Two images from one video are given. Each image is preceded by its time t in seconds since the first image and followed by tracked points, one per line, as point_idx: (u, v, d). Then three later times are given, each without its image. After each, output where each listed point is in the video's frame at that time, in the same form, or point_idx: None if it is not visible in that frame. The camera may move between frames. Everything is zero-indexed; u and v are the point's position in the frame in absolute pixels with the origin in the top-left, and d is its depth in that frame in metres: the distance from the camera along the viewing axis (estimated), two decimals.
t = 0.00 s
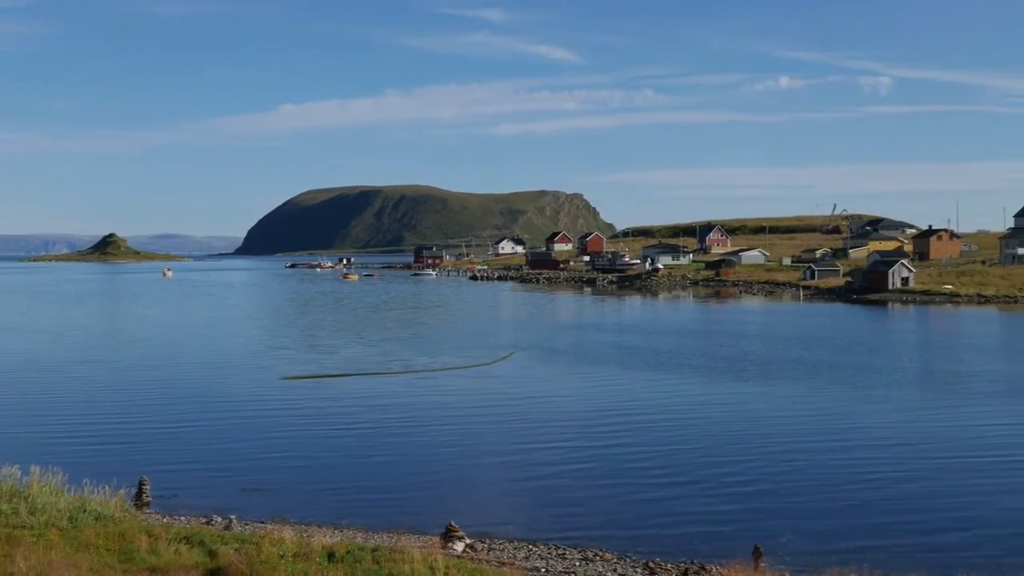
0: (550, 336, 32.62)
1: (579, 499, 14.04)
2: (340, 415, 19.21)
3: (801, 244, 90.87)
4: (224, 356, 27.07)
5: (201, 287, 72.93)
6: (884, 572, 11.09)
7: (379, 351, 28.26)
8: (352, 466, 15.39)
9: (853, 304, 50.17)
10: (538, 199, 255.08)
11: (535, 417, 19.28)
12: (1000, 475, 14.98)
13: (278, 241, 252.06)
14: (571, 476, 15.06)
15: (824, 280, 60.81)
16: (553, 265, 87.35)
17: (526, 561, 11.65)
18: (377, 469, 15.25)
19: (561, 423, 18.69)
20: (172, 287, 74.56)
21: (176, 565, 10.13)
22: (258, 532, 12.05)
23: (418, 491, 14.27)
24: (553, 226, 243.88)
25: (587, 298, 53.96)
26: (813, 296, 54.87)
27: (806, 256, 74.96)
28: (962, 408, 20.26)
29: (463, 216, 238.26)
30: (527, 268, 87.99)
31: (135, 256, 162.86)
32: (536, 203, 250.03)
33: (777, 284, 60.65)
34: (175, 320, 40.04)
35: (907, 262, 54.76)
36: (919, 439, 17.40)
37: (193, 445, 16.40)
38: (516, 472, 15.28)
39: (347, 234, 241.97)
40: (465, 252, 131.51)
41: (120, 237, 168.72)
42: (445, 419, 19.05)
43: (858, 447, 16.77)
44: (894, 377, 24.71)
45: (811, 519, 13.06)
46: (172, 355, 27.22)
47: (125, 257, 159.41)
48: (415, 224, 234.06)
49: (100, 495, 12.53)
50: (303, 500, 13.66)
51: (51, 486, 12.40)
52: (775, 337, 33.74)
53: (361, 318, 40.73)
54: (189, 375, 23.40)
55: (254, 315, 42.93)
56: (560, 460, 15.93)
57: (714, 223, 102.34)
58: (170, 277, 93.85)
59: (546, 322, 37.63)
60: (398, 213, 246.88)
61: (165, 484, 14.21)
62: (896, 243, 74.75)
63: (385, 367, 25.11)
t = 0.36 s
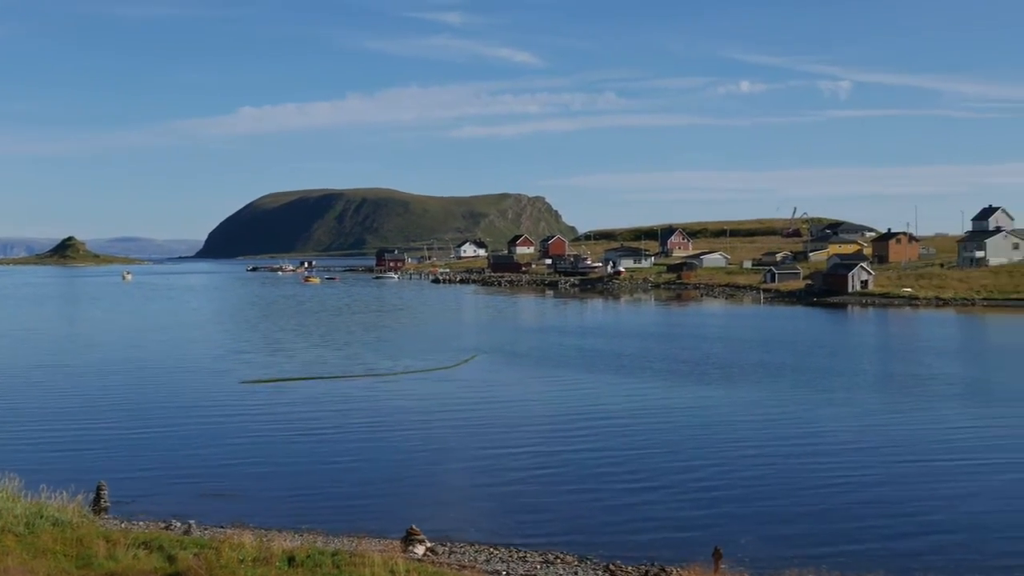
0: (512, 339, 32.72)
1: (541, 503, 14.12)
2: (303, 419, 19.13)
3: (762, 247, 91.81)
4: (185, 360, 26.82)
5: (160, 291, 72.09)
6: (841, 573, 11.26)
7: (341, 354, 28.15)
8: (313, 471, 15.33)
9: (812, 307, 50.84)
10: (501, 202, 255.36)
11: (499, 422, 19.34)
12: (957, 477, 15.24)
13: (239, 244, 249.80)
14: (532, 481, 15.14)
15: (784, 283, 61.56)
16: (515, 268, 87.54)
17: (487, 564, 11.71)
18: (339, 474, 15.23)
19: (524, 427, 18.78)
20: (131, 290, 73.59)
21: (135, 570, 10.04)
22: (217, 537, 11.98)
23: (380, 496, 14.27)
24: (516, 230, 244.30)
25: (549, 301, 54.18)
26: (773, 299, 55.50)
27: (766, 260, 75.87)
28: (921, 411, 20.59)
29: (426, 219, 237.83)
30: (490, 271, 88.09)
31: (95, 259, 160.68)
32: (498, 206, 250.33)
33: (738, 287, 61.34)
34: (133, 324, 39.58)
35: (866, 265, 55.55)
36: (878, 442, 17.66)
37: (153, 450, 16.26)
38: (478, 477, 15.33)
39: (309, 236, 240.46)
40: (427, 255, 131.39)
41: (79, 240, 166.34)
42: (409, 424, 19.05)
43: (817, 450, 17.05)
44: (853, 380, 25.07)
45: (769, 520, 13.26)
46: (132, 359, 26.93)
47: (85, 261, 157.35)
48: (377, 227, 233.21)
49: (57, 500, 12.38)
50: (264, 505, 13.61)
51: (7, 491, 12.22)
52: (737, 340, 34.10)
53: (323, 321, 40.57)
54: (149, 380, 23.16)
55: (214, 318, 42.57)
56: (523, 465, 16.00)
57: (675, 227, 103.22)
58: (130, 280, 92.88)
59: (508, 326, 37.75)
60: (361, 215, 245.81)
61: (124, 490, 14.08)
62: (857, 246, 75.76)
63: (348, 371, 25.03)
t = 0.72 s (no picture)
0: (468, 341, 32.74)
1: (499, 506, 14.18)
2: (259, 423, 18.99)
3: (717, 249, 92.88)
4: (137, 363, 26.45)
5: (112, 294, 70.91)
6: (793, 572, 11.47)
7: (297, 358, 27.97)
8: (270, 476, 15.24)
9: (766, 309, 51.60)
10: (458, 204, 255.26)
11: (456, 425, 19.40)
12: (905, 476, 15.59)
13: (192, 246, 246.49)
14: (490, 485, 15.19)
15: (738, 284, 62.34)
16: (471, 270, 87.58)
17: (443, 567, 11.73)
18: (295, 479, 15.16)
19: (482, 430, 18.85)
20: (81, 293, 72.29)
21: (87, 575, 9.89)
22: (172, 541, 11.87)
23: (338, 500, 14.23)
24: (472, 232, 244.22)
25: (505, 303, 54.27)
26: (728, 301, 56.16)
27: (720, 261, 76.70)
28: (873, 412, 20.99)
29: (382, 221, 236.83)
30: (446, 273, 87.96)
31: (45, 261, 157.58)
32: (454, 208, 250.11)
33: (693, 289, 61.96)
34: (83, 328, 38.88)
35: (819, 267, 56.45)
36: (831, 442, 17.98)
37: (105, 455, 16.05)
38: (436, 481, 15.35)
39: (264, 238, 237.95)
40: (383, 257, 130.73)
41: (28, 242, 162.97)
42: (365, 427, 19.05)
43: (769, 451, 17.35)
44: (807, 381, 25.50)
45: (723, 520, 13.45)
46: (82, 363, 26.48)
47: (34, 262, 154.30)
48: (333, 229, 231.63)
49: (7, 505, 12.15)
50: (219, 510, 13.51)
51: None
52: (692, 342, 34.52)
53: (277, 324, 40.25)
54: (101, 383, 22.82)
55: (166, 321, 42.00)
56: (481, 469, 16.06)
57: (630, 229, 103.95)
58: (81, 281, 91.35)
59: (464, 328, 37.78)
60: (317, 217, 244.10)
61: (76, 494, 13.89)
62: (810, 248, 76.96)
63: (304, 374, 24.88)
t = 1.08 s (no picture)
0: (430, 342, 32.72)
1: (462, 507, 14.24)
2: (221, 426, 18.85)
3: (677, 249, 93.64)
4: (94, 365, 26.11)
5: (69, 295, 69.79)
6: (750, 570, 11.66)
7: (258, 359, 27.80)
8: (231, 479, 15.17)
9: (727, 308, 52.20)
10: (420, 205, 254.59)
11: (420, 426, 19.43)
12: (861, 475, 15.91)
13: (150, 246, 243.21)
14: (452, 486, 15.25)
15: (698, 284, 62.94)
16: (432, 270, 87.46)
17: (404, 567, 11.78)
18: (257, 482, 15.10)
19: (445, 432, 18.90)
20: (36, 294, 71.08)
21: None
22: (131, 544, 11.80)
23: (300, 504, 14.20)
24: (434, 233, 243.69)
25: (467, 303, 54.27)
26: (688, 301, 56.69)
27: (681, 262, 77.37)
28: (833, 412, 21.35)
29: (343, 221, 235.49)
30: (408, 274, 87.74)
31: None
32: (416, 208, 249.42)
33: (654, 289, 62.44)
34: (38, 329, 38.26)
35: (779, 267, 57.20)
36: (792, 442, 18.23)
37: (63, 458, 15.88)
38: (398, 483, 15.38)
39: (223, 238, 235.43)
40: (344, 258, 130.02)
41: None
42: (328, 429, 19.00)
43: (728, 450, 17.59)
44: (767, 381, 25.85)
45: (683, 519, 13.63)
46: (38, 365, 26.09)
47: None
48: (293, 229, 229.83)
49: None
50: (178, 513, 13.44)
51: None
52: (653, 341, 34.88)
53: (237, 325, 39.93)
54: (58, 385, 22.51)
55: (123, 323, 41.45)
56: (444, 471, 16.11)
57: (592, 229, 104.44)
58: (39, 282, 90.00)
59: (425, 328, 37.75)
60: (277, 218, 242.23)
61: (33, 498, 13.74)
62: (770, 248, 77.92)
63: (266, 375, 24.75)
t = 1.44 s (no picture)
0: (392, 344, 32.70)
1: (424, 510, 14.26)
2: (180, 429, 18.69)
3: (639, 251, 94.25)
4: (50, 368, 25.74)
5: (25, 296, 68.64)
6: (710, 570, 11.82)
7: (218, 361, 27.59)
8: (192, 483, 15.08)
9: (688, 309, 52.74)
10: (382, 206, 253.88)
11: (384, 429, 19.43)
12: (819, 475, 16.19)
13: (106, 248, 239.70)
14: (416, 489, 15.25)
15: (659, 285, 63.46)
16: (393, 272, 87.21)
17: (365, 569, 11.80)
18: (218, 486, 15.02)
19: (409, 434, 18.92)
20: None
21: None
22: (90, 547, 11.69)
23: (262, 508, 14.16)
24: (396, 234, 242.85)
25: (428, 304, 54.20)
26: (649, 302, 57.15)
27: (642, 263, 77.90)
28: (795, 412, 21.68)
29: (304, 223, 233.92)
30: (369, 275, 87.41)
31: None
32: (378, 209, 248.53)
33: (616, 291, 62.83)
34: None
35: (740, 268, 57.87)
36: (753, 443, 18.49)
37: (20, 462, 15.69)
38: (361, 486, 15.37)
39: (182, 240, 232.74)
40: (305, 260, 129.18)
41: None
42: (290, 432, 18.93)
43: (690, 452, 17.80)
44: (730, 382, 26.15)
45: (645, 521, 13.77)
46: None
47: None
48: (254, 230, 227.78)
49: None
50: (138, 518, 13.33)
51: None
52: (616, 342, 35.14)
53: (196, 327, 39.60)
54: (14, 389, 22.18)
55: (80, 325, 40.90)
56: (408, 474, 16.11)
57: (554, 231, 104.83)
58: None
59: (387, 330, 37.68)
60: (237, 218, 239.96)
61: None
62: (731, 250, 78.72)
63: (229, 378, 24.60)
